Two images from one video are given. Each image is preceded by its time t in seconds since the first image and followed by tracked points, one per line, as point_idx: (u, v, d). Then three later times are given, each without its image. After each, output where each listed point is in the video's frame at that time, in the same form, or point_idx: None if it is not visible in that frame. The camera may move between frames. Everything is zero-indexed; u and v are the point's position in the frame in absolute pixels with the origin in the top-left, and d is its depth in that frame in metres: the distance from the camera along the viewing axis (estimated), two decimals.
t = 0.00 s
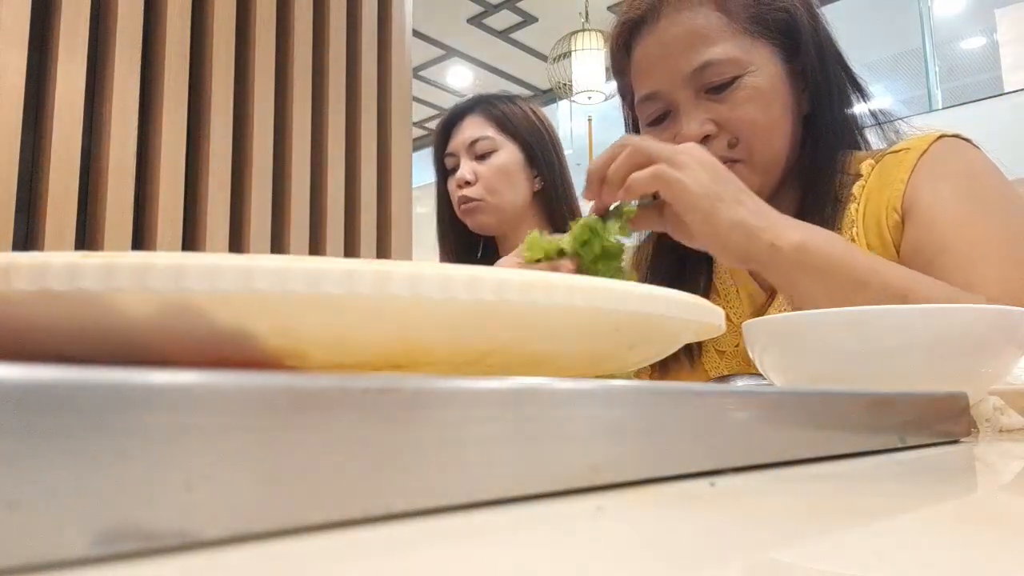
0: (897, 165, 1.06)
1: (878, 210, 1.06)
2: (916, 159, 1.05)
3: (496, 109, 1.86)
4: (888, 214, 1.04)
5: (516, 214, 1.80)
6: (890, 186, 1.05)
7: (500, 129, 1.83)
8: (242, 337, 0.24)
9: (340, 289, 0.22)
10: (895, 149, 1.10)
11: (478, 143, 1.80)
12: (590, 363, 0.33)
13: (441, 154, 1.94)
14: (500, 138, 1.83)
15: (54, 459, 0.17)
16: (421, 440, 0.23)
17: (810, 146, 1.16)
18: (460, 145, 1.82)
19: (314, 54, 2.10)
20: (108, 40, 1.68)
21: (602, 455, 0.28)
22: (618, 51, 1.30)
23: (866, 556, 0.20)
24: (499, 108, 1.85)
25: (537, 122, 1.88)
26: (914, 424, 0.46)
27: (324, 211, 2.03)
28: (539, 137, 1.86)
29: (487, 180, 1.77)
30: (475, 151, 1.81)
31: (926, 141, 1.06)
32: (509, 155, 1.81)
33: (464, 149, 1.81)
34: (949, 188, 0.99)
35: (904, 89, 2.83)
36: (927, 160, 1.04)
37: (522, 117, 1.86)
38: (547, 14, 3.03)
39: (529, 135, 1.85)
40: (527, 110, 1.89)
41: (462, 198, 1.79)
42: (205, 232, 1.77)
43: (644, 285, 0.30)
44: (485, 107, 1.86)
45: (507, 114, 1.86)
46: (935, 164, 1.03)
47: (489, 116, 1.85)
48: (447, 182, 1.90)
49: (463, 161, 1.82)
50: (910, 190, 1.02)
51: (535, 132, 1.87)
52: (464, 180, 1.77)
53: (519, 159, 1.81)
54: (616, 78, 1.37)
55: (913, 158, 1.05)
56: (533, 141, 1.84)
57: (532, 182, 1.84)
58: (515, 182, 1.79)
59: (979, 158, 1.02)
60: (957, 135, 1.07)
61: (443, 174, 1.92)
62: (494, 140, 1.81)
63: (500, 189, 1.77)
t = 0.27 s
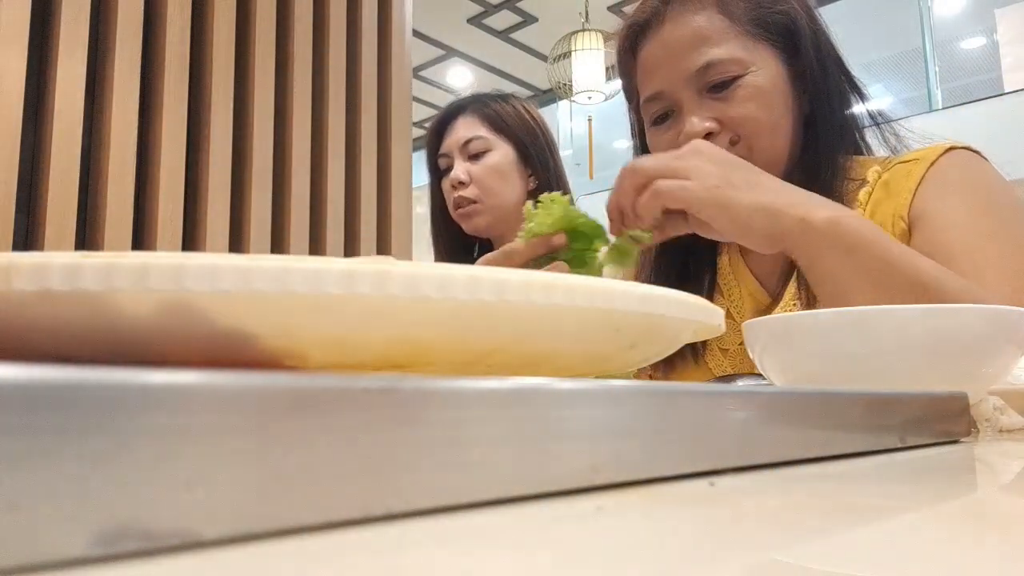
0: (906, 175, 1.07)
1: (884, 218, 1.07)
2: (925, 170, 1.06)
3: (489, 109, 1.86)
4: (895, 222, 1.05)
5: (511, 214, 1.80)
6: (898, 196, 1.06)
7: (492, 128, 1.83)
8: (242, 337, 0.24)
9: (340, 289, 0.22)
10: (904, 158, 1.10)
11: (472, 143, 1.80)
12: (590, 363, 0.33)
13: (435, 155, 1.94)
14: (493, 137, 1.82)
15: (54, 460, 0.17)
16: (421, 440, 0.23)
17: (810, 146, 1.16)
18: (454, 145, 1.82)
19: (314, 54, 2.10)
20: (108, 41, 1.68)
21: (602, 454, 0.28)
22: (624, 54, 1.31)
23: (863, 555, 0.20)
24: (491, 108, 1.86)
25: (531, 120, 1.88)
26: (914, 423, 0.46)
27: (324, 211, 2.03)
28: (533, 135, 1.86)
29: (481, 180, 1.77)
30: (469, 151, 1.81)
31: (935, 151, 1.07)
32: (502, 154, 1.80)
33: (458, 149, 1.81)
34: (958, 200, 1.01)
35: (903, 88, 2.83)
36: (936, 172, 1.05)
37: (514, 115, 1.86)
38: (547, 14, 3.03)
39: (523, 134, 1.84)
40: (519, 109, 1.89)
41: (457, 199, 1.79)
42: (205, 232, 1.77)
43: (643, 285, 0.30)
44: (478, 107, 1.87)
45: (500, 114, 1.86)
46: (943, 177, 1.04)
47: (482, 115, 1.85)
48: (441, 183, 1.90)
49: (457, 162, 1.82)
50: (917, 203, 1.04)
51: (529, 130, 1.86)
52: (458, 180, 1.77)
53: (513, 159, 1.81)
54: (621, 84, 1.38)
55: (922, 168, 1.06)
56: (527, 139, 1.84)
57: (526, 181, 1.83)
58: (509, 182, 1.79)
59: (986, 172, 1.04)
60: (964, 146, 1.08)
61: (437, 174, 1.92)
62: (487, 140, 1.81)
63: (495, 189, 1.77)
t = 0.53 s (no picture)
0: (916, 178, 1.08)
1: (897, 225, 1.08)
2: (933, 175, 1.07)
3: (489, 108, 1.86)
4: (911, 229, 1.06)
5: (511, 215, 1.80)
6: (909, 203, 1.07)
7: (492, 127, 1.83)
8: (242, 337, 0.24)
9: (340, 289, 0.22)
10: (909, 163, 1.11)
11: (472, 143, 1.79)
12: (590, 363, 0.33)
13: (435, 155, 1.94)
14: (493, 137, 1.82)
15: (55, 460, 0.17)
16: (421, 440, 0.23)
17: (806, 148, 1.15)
18: (453, 145, 1.82)
19: (314, 53, 2.10)
20: (108, 41, 1.68)
21: (602, 454, 0.28)
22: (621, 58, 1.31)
23: (863, 555, 0.20)
24: (491, 107, 1.86)
25: (531, 119, 1.88)
26: (914, 424, 0.46)
27: (324, 211, 2.03)
28: (532, 134, 1.86)
29: (480, 181, 1.77)
30: (469, 151, 1.81)
31: (942, 156, 1.08)
32: (502, 154, 1.80)
33: (458, 149, 1.81)
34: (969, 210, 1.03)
35: (903, 88, 2.82)
36: (944, 178, 1.06)
37: (513, 115, 1.86)
38: (547, 14, 3.03)
39: (522, 133, 1.85)
40: (518, 108, 1.89)
41: (458, 202, 1.79)
42: (205, 232, 1.77)
43: (644, 285, 0.30)
44: (477, 106, 1.86)
45: (499, 113, 1.85)
46: (952, 183, 1.05)
47: (482, 114, 1.85)
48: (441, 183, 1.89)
49: (457, 162, 1.82)
50: (930, 210, 1.05)
51: (529, 130, 1.86)
52: (457, 182, 1.76)
53: (512, 159, 1.81)
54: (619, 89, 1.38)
55: (931, 172, 1.07)
56: (526, 139, 1.84)
57: (525, 180, 1.83)
58: (508, 183, 1.79)
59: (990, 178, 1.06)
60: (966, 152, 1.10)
61: (436, 173, 1.92)
62: (487, 140, 1.80)
63: (494, 190, 1.77)
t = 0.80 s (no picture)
0: (922, 178, 1.08)
1: (910, 225, 1.07)
2: (939, 175, 1.08)
3: (490, 109, 1.86)
4: (927, 228, 1.05)
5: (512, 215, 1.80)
6: (921, 203, 1.07)
7: (494, 128, 1.83)
8: (241, 337, 0.24)
9: (340, 289, 0.22)
10: (912, 162, 1.12)
11: (474, 144, 1.79)
12: (589, 363, 0.33)
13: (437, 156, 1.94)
14: (496, 138, 1.82)
15: (54, 461, 0.17)
16: (421, 440, 0.23)
17: (802, 152, 1.15)
18: (456, 146, 1.82)
19: (314, 53, 2.10)
20: (108, 41, 1.68)
21: (602, 454, 0.28)
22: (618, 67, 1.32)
23: (864, 556, 0.20)
24: (493, 108, 1.86)
25: (532, 120, 1.88)
26: (914, 424, 0.46)
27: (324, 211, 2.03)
28: (534, 135, 1.86)
29: (483, 181, 1.77)
30: (471, 152, 1.80)
31: (945, 157, 1.10)
32: (504, 155, 1.80)
33: (459, 150, 1.81)
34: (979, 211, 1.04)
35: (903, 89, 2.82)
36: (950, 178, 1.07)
37: (516, 116, 1.86)
38: (547, 14, 3.03)
39: (524, 134, 1.85)
40: (521, 109, 1.89)
41: (460, 202, 1.78)
42: (205, 232, 1.77)
43: (644, 285, 0.30)
44: (479, 107, 1.86)
45: (502, 114, 1.85)
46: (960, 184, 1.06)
47: (483, 115, 1.85)
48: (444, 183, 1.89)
49: (459, 162, 1.81)
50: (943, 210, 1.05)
51: (531, 131, 1.87)
52: (460, 182, 1.75)
53: (515, 160, 1.81)
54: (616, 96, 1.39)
55: (938, 172, 1.08)
56: (529, 141, 1.85)
57: (527, 180, 1.84)
58: (510, 184, 1.78)
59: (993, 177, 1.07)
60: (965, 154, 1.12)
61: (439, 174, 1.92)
62: (490, 140, 1.81)
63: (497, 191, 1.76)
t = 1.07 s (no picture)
0: (922, 176, 1.08)
1: (912, 223, 1.06)
2: (939, 173, 1.07)
3: (493, 110, 1.86)
4: (930, 225, 1.04)
5: (514, 214, 1.80)
6: (921, 200, 1.06)
7: (497, 129, 1.83)
8: (241, 337, 0.24)
9: (340, 289, 0.22)
10: (911, 161, 1.12)
11: (477, 145, 1.79)
12: (590, 363, 0.33)
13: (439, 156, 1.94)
14: (498, 139, 1.82)
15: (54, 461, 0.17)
16: (421, 440, 0.23)
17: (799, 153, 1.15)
18: (458, 146, 1.82)
19: (314, 53, 2.10)
20: (108, 41, 1.68)
21: (602, 454, 0.28)
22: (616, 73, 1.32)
23: (864, 556, 0.20)
24: (496, 108, 1.86)
25: (535, 121, 1.88)
26: (915, 423, 0.46)
27: (324, 211, 2.03)
28: (537, 137, 1.87)
29: (486, 182, 1.76)
30: (473, 153, 1.80)
31: (944, 157, 1.10)
32: (506, 155, 1.80)
33: (461, 150, 1.80)
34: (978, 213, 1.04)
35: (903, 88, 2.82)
36: (950, 177, 1.07)
37: (519, 117, 1.86)
38: (547, 14, 3.03)
39: (526, 135, 1.85)
40: (524, 110, 1.89)
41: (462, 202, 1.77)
42: (205, 233, 1.77)
43: (644, 285, 0.30)
44: (482, 107, 1.86)
45: (505, 115, 1.85)
46: (961, 183, 1.06)
47: (487, 116, 1.85)
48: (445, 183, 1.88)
49: (461, 163, 1.81)
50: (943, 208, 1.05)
51: (533, 131, 1.87)
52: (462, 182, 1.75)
53: (517, 160, 1.81)
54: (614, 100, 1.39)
55: (938, 170, 1.07)
56: (531, 141, 1.85)
57: (529, 180, 1.83)
58: (513, 184, 1.79)
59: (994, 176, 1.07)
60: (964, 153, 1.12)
61: (441, 174, 1.92)
62: (492, 141, 1.80)
63: (499, 191, 1.76)
